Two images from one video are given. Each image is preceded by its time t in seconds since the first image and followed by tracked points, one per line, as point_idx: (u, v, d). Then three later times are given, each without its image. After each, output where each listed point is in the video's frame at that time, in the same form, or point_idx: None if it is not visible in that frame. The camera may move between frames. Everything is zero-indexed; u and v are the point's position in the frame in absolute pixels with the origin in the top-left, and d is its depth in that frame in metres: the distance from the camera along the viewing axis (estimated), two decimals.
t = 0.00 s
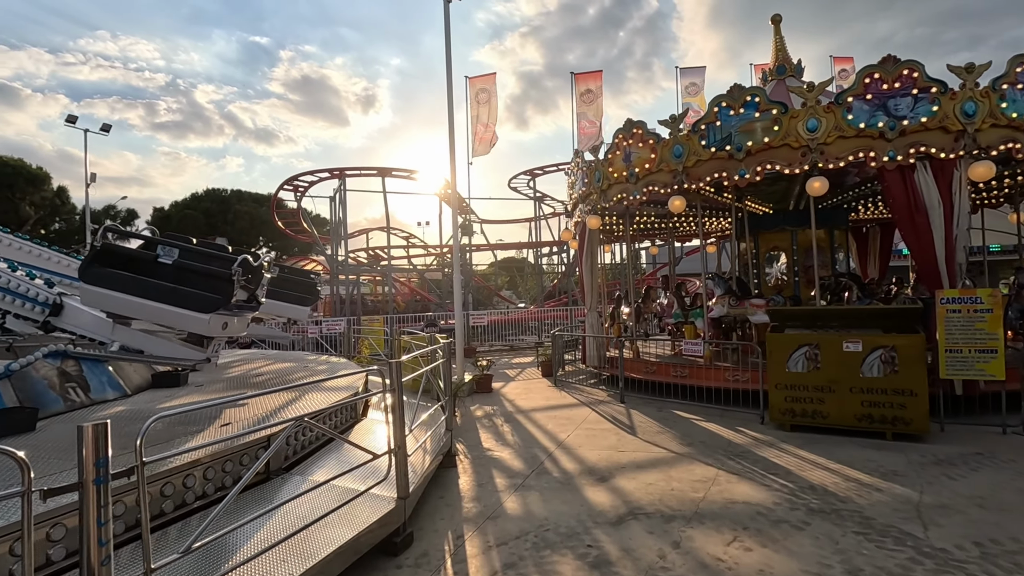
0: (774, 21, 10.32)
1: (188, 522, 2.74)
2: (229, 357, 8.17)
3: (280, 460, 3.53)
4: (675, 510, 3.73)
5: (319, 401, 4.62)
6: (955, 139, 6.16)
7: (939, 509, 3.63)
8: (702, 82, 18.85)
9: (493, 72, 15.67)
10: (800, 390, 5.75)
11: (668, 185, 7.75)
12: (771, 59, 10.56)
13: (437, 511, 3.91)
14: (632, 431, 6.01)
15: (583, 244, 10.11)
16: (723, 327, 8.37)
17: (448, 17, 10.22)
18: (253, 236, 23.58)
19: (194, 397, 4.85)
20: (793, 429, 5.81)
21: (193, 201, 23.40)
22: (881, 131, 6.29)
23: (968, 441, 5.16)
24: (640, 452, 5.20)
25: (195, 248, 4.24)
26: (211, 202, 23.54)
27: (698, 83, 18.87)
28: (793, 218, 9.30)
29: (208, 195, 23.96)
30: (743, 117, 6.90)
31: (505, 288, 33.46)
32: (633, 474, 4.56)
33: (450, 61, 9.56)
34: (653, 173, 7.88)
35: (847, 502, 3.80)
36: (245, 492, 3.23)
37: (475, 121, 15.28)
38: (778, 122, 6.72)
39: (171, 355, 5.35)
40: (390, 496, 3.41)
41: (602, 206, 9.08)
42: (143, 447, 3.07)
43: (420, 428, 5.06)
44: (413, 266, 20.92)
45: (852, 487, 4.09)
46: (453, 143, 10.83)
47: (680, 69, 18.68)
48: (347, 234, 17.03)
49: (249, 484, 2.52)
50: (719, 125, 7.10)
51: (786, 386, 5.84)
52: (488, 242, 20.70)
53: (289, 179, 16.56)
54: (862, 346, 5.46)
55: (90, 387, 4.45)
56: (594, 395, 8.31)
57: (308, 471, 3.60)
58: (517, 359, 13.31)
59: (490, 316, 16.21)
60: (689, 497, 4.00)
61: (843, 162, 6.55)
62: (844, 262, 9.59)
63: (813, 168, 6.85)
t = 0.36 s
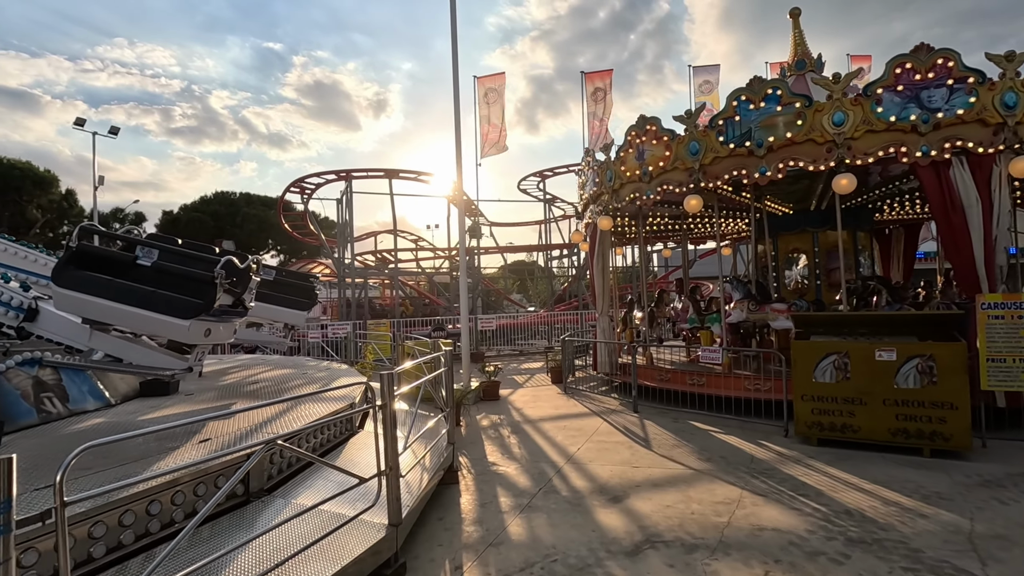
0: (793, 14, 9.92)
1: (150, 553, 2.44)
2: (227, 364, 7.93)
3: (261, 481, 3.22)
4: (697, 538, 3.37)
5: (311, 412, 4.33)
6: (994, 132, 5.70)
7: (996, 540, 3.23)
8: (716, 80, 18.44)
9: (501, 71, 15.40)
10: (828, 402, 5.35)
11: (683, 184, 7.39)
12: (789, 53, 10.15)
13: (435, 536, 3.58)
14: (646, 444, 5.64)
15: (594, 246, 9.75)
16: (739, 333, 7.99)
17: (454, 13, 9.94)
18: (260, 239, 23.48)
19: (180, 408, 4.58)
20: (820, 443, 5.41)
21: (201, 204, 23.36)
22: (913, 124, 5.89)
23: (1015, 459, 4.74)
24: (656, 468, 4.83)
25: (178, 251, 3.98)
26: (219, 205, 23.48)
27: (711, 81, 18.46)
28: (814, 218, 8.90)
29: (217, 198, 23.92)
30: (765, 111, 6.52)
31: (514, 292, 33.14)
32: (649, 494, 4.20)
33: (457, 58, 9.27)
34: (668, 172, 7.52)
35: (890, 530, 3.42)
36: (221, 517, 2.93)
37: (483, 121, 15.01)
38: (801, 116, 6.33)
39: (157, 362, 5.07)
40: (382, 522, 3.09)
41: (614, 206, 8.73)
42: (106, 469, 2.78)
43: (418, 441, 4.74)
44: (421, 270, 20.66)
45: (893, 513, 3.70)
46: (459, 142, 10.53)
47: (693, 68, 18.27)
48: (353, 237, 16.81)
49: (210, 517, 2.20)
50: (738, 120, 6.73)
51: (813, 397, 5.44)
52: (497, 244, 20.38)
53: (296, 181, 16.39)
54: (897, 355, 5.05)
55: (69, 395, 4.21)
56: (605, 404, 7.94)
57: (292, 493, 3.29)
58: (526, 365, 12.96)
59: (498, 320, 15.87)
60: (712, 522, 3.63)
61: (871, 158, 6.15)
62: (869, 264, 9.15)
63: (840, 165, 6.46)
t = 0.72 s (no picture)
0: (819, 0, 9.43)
1: None
2: (229, 367, 7.65)
3: (242, 503, 2.86)
4: (734, 571, 2.96)
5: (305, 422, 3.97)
6: None
7: None
8: (734, 75, 17.93)
9: (513, 67, 15.06)
10: (870, 412, 4.89)
11: (706, 177, 6.96)
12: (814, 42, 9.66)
13: (437, 565, 3.19)
14: (669, 457, 5.23)
15: (610, 244, 9.33)
16: (765, 337, 7.53)
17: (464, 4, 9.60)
18: (270, 240, 23.35)
19: (164, 417, 4.24)
20: (861, 457, 4.95)
21: (212, 206, 23.30)
22: (960, 109, 5.41)
23: None
24: (681, 484, 4.42)
25: (144, 244, 4.41)
26: (229, 206, 23.39)
27: (729, 76, 17.94)
28: (844, 215, 8.40)
29: (227, 199, 23.84)
30: (794, 98, 6.08)
31: (527, 293, 32.76)
32: (675, 515, 3.79)
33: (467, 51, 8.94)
34: (688, 165, 7.10)
35: (958, 564, 2.97)
36: (193, 546, 2.56)
37: (494, 118, 14.66)
38: (835, 102, 5.88)
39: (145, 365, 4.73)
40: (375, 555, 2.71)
41: (631, 202, 8.32)
42: (61, 493, 2.43)
43: (420, 455, 4.37)
44: (431, 271, 20.36)
45: (958, 542, 3.25)
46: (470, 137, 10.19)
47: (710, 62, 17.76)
48: (362, 237, 16.54)
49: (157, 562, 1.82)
50: (765, 108, 6.29)
51: (853, 406, 4.99)
52: (508, 245, 20.02)
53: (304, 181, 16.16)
54: (948, 361, 4.59)
55: (47, 404, 3.89)
56: (623, 411, 7.52)
57: (276, 518, 2.91)
58: (539, 368, 12.57)
59: (510, 322, 15.49)
60: (750, 550, 3.21)
61: (913, 147, 5.68)
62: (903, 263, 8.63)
63: (877, 155, 5.99)
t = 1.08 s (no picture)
0: None
1: None
2: (225, 369, 7.37)
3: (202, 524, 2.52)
4: None
5: (288, 429, 3.64)
6: None
7: None
8: (750, 69, 17.40)
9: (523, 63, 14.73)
10: (909, 422, 4.45)
11: (725, 169, 6.54)
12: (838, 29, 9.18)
13: None
14: (686, 469, 4.82)
15: (622, 242, 8.92)
16: (787, 338, 7.08)
17: None
18: (279, 241, 23.22)
19: (138, 423, 3.94)
20: (898, 471, 4.51)
21: (221, 206, 23.26)
22: (1006, 90, 4.96)
23: None
24: (700, 500, 4.02)
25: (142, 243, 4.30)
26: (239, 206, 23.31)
27: (746, 70, 17.42)
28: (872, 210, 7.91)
29: (237, 199, 23.77)
30: (821, 82, 5.65)
31: (538, 294, 32.37)
32: (695, 536, 3.40)
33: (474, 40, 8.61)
34: (706, 156, 6.69)
35: None
36: None
37: (503, 114, 14.32)
38: (866, 86, 5.44)
39: (104, 369, 4.21)
40: None
41: (644, 197, 7.91)
42: None
43: (413, 467, 4.03)
44: (440, 271, 20.05)
45: None
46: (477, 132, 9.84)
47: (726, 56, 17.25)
48: (369, 237, 16.27)
49: None
50: (789, 94, 5.86)
51: (889, 416, 4.55)
52: (518, 245, 19.66)
53: (311, 179, 15.93)
54: (998, 366, 4.15)
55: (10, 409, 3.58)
56: (636, 417, 7.11)
57: (242, 544, 2.56)
58: (549, 371, 12.18)
59: (520, 323, 15.11)
60: None
61: (952, 133, 5.23)
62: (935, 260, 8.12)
63: (912, 142, 5.54)
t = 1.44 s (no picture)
0: None
1: None
2: (219, 377, 7.09)
3: (152, 565, 2.17)
4: None
5: (263, 448, 3.32)
6: None
7: None
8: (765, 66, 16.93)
9: (532, 61, 14.42)
10: (952, 439, 4.04)
11: (743, 164, 6.14)
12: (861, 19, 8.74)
13: None
14: (705, 488, 4.44)
15: (634, 243, 8.54)
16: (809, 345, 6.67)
17: None
18: (286, 243, 23.06)
19: (107, 439, 3.64)
20: (940, 493, 4.10)
21: (228, 209, 23.15)
22: None
23: None
24: (722, 527, 3.65)
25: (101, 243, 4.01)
26: (246, 209, 23.19)
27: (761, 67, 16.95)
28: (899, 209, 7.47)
29: (244, 202, 23.64)
30: (849, 69, 5.24)
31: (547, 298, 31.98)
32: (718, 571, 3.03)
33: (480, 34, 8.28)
34: (723, 151, 6.29)
35: None
36: None
37: (510, 113, 13.99)
38: (898, 72, 5.03)
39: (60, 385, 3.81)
40: None
41: (657, 195, 7.53)
42: None
43: (405, 488, 3.69)
44: (448, 274, 19.75)
45: None
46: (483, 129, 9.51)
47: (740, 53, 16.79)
48: (375, 239, 16.01)
49: None
50: (813, 83, 5.46)
51: (929, 433, 4.13)
52: (527, 247, 19.30)
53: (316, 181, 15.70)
54: None
55: None
56: (649, 427, 6.72)
57: None
58: (557, 377, 11.80)
59: (528, 327, 14.75)
60: None
61: (995, 122, 4.80)
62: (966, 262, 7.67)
63: (948, 134, 5.12)
